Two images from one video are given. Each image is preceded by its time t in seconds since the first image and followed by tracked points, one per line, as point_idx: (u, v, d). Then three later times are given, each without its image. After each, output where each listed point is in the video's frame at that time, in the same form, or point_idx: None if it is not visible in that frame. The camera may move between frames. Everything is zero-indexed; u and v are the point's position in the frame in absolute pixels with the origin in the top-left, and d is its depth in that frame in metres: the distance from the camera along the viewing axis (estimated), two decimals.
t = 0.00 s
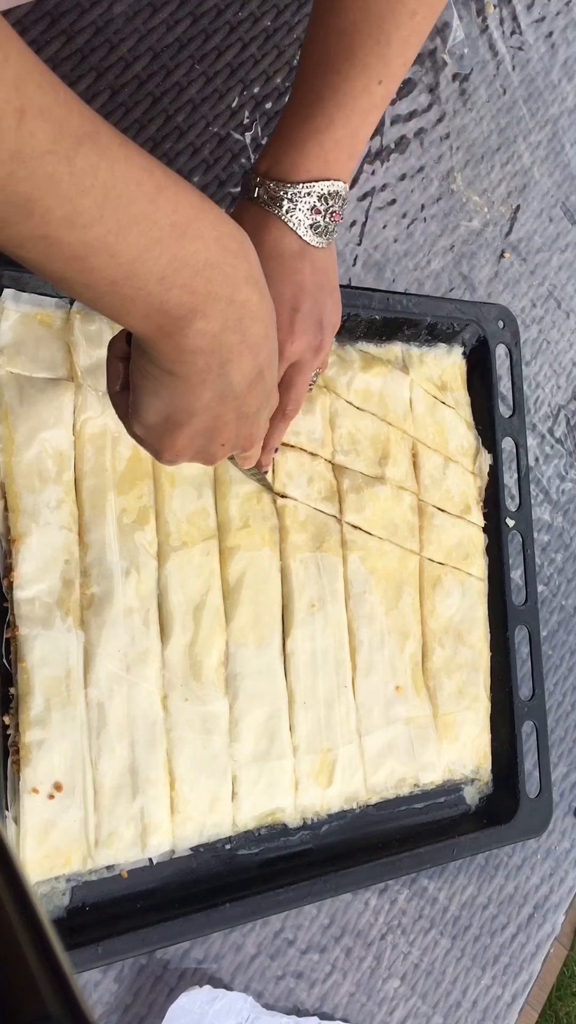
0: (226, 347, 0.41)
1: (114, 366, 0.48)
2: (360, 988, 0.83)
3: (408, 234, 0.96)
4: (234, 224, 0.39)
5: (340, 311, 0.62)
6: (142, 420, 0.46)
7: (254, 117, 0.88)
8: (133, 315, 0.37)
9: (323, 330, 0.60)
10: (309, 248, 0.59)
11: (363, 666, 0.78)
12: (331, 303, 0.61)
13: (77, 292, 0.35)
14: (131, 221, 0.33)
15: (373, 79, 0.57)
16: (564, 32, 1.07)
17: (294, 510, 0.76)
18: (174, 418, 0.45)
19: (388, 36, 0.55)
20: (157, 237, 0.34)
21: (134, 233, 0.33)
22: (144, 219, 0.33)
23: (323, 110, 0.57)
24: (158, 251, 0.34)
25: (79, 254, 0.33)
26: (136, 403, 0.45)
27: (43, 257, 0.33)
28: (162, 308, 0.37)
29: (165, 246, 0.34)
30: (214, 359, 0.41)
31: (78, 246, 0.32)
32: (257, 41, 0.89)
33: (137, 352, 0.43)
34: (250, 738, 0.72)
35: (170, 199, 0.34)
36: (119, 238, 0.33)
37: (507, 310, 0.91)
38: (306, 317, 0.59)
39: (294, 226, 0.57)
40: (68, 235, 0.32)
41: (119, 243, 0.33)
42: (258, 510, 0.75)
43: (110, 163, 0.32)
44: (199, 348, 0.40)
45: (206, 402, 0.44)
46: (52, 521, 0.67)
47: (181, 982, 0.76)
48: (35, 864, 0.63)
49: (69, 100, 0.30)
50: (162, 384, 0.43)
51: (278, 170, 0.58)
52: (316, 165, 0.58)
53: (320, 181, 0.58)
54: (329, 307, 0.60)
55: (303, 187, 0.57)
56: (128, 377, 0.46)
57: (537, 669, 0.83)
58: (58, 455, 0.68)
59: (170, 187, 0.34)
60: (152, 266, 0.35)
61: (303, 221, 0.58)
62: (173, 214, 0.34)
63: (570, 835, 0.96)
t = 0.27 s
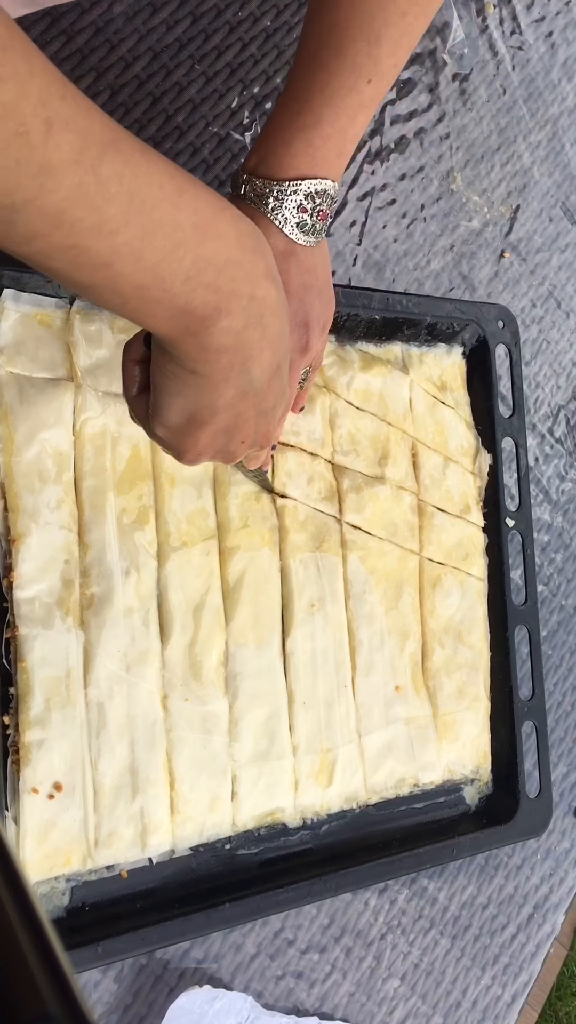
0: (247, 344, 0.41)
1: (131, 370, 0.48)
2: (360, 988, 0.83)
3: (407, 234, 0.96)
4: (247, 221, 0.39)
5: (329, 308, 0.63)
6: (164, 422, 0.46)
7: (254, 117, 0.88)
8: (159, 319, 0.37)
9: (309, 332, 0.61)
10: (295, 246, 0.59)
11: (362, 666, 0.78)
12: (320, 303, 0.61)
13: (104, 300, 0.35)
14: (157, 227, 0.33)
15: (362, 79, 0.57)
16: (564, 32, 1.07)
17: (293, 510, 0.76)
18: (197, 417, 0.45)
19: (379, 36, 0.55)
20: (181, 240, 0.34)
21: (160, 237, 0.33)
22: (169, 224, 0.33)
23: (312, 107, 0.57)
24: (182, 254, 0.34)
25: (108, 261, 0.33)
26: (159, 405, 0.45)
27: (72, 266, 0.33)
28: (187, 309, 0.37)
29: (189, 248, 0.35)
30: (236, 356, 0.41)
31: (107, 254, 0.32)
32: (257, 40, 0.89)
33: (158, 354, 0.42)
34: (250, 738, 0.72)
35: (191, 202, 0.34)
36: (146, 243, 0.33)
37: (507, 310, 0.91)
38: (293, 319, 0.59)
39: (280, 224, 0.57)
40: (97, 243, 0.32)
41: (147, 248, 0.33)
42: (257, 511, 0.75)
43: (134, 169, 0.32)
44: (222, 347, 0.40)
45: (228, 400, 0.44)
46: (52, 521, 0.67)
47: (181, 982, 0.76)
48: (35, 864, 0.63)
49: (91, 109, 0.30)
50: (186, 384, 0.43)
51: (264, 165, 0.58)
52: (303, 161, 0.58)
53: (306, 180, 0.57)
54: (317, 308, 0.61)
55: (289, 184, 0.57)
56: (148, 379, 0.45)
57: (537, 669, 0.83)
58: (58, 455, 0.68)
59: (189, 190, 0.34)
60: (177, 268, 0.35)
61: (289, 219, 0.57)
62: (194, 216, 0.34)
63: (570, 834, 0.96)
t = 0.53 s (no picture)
0: (243, 362, 0.41)
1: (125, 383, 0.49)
2: (360, 989, 0.83)
3: (408, 234, 0.96)
4: (248, 241, 0.39)
5: (331, 311, 0.63)
6: (159, 436, 0.47)
7: (254, 117, 0.88)
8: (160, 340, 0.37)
9: (309, 335, 0.61)
10: (298, 249, 0.58)
11: (363, 666, 0.78)
12: (321, 307, 0.62)
13: (105, 322, 0.35)
14: (160, 252, 0.33)
15: (369, 79, 0.56)
16: (564, 32, 1.07)
17: (294, 510, 0.76)
18: (191, 432, 0.45)
19: (388, 36, 0.54)
20: (183, 263, 0.34)
21: (163, 262, 0.33)
22: (172, 248, 0.33)
23: (318, 108, 0.57)
24: (185, 277, 0.34)
25: (111, 287, 0.32)
26: (153, 420, 0.46)
27: (75, 292, 0.32)
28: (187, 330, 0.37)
29: (191, 272, 0.34)
30: (232, 375, 0.41)
31: (110, 279, 0.32)
32: (257, 40, 0.89)
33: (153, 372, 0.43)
34: (251, 738, 0.72)
35: (194, 225, 0.34)
36: (149, 268, 0.33)
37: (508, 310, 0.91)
38: (293, 323, 0.60)
39: (283, 226, 0.57)
40: (101, 269, 0.32)
41: (150, 273, 0.33)
42: (258, 511, 0.75)
43: (140, 193, 0.31)
44: (218, 365, 0.40)
45: (222, 415, 0.44)
46: (52, 521, 0.67)
47: (181, 982, 0.76)
48: (35, 864, 0.63)
49: (99, 133, 0.30)
50: (181, 402, 0.43)
51: (268, 165, 0.59)
52: (308, 162, 0.58)
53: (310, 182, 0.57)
54: (318, 311, 0.62)
55: (294, 187, 0.57)
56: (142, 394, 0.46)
57: (537, 669, 0.83)
58: (58, 455, 0.68)
59: (193, 213, 0.34)
60: (178, 292, 0.35)
61: (292, 221, 0.57)
62: (196, 238, 0.34)
63: (571, 835, 0.96)
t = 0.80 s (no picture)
0: (226, 368, 0.41)
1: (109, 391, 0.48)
2: (359, 988, 0.83)
3: (407, 234, 0.96)
4: (229, 247, 0.39)
5: (328, 312, 0.63)
6: (145, 443, 0.46)
7: (254, 117, 0.88)
8: (144, 347, 0.37)
9: (306, 336, 0.61)
10: (296, 249, 0.59)
11: (362, 666, 0.78)
12: (319, 307, 0.61)
13: (87, 331, 0.35)
14: (141, 258, 0.33)
15: (366, 78, 0.56)
16: (564, 31, 1.07)
17: (293, 510, 0.76)
18: (177, 438, 0.45)
19: (385, 35, 0.54)
20: (164, 270, 0.34)
21: (144, 268, 0.33)
22: (151, 254, 0.33)
23: (315, 109, 0.57)
24: (166, 283, 0.34)
25: (91, 294, 0.33)
26: (139, 427, 0.45)
27: (56, 299, 0.33)
28: (170, 337, 0.37)
29: (171, 278, 0.35)
30: (215, 380, 0.41)
31: (89, 286, 0.32)
32: (256, 40, 0.89)
33: (138, 380, 0.42)
34: (249, 738, 0.72)
35: (174, 231, 0.34)
36: (129, 275, 0.33)
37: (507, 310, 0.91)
38: (290, 324, 0.59)
39: (280, 226, 0.58)
40: (80, 276, 0.32)
41: (130, 279, 0.33)
42: (257, 511, 0.75)
43: (118, 200, 0.32)
44: (202, 371, 0.40)
45: (208, 421, 0.44)
46: (51, 521, 0.67)
47: (181, 982, 0.76)
48: (34, 864, 0.63)
49: (76, 142, 0.30)
50: (166, 409, 0.43)
51: (266, 165, 0.59)
52: (305, 162, 0.58)
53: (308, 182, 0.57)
54: (316, 311, 0.61)
55: (291, 188, 0.57)
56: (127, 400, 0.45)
57: (536, 669, 0.83)
58: (58, 455, 0.68)
59: (173, 219, 0.34)
60: (160, 299, 0.35)
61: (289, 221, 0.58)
62: (177, 245, 0.34)
63: (570, 834, 0.96)
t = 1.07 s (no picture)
0: (203, 366, 0.41)
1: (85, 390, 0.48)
2: (360, 988, 0.83)
3: (408, 234, 0.96)
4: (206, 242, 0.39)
5: (328, 312, 0.62)
6: (122, 444, 0.46)
7: (255, 117, 0.88)
8: (118, 345, 0.37)
9: (305, 337, 0.60)
10: (296, 250, 0.59)
11: (363, 666, 0.78)
12: (319, 307, 0.61)
13: (60, 328, 0.35)
14: (111, 251, 0.33)
15: (364, 79, 0.56)
16: (565, 32, 1.07)
17: (294, 510, 0.76)
18: (154, 438, 0.45)
19: (383, 35, 0.55)
20: (135, 263, 0.34)
21: (113, 260, 0.33)
22: (121, 247, 0.33)
23: (314, 108, 0.57)
24: (137, 278, 0.34)
25: (59, 287, 0.33)
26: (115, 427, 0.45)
27: (26, 294, 0.33)
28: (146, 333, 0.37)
29: (142, 271, 0.35)
30: (192, 378, 0.41)
31: (57, 279, 0.32)
32: (258, 41, 0.89)
33: (112, 379, 0.42)
34: (250, 738, 0.72)
35: (145, 225, 0.34)
36: (98, 267, 0.33)
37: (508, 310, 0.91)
38: (289, 324, 0.59)
39: (279, 227, 0.58)
40: (48, 268, 0.32)
41: (100, 272, 0.33)
42: (258, 511, 0.75)
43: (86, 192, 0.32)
44: (179, 369, 0.40)
45: (185, 420, 0.44)
46: (52, 521, 0.67)
47: (182, 981, 0.76)
48: (35, 864, 0.63)
49: (41, 133, 0.31)
50: (141, 408, 0.43)
51: (265, 166, 0.59)
52: (304, 163, 0.58)
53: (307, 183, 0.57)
54: (316, 311, 0.61)
55: (290, 188, 0.57)
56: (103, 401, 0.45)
57: (537, 669, 0.83)
58: (58, 455, 0.68)
59: (144, 213, 0.34)
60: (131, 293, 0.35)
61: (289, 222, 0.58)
62: (150, 239, 0.34)
63: (571, 835, 0.96)
